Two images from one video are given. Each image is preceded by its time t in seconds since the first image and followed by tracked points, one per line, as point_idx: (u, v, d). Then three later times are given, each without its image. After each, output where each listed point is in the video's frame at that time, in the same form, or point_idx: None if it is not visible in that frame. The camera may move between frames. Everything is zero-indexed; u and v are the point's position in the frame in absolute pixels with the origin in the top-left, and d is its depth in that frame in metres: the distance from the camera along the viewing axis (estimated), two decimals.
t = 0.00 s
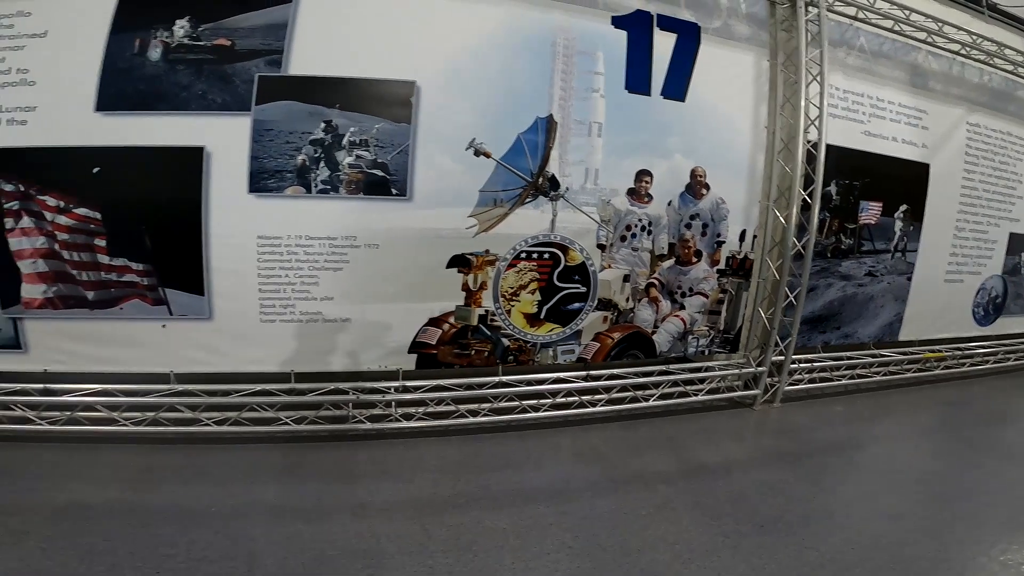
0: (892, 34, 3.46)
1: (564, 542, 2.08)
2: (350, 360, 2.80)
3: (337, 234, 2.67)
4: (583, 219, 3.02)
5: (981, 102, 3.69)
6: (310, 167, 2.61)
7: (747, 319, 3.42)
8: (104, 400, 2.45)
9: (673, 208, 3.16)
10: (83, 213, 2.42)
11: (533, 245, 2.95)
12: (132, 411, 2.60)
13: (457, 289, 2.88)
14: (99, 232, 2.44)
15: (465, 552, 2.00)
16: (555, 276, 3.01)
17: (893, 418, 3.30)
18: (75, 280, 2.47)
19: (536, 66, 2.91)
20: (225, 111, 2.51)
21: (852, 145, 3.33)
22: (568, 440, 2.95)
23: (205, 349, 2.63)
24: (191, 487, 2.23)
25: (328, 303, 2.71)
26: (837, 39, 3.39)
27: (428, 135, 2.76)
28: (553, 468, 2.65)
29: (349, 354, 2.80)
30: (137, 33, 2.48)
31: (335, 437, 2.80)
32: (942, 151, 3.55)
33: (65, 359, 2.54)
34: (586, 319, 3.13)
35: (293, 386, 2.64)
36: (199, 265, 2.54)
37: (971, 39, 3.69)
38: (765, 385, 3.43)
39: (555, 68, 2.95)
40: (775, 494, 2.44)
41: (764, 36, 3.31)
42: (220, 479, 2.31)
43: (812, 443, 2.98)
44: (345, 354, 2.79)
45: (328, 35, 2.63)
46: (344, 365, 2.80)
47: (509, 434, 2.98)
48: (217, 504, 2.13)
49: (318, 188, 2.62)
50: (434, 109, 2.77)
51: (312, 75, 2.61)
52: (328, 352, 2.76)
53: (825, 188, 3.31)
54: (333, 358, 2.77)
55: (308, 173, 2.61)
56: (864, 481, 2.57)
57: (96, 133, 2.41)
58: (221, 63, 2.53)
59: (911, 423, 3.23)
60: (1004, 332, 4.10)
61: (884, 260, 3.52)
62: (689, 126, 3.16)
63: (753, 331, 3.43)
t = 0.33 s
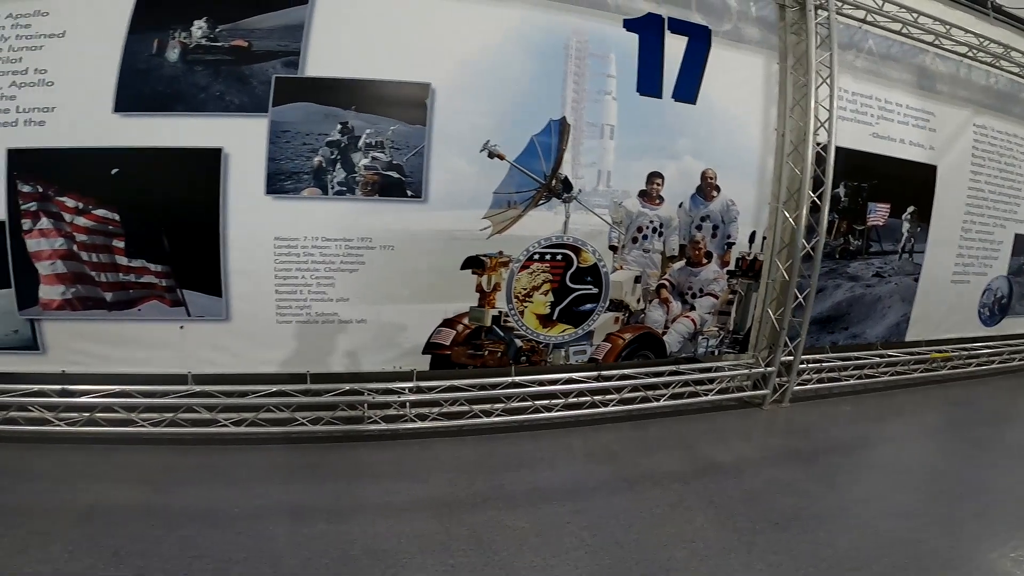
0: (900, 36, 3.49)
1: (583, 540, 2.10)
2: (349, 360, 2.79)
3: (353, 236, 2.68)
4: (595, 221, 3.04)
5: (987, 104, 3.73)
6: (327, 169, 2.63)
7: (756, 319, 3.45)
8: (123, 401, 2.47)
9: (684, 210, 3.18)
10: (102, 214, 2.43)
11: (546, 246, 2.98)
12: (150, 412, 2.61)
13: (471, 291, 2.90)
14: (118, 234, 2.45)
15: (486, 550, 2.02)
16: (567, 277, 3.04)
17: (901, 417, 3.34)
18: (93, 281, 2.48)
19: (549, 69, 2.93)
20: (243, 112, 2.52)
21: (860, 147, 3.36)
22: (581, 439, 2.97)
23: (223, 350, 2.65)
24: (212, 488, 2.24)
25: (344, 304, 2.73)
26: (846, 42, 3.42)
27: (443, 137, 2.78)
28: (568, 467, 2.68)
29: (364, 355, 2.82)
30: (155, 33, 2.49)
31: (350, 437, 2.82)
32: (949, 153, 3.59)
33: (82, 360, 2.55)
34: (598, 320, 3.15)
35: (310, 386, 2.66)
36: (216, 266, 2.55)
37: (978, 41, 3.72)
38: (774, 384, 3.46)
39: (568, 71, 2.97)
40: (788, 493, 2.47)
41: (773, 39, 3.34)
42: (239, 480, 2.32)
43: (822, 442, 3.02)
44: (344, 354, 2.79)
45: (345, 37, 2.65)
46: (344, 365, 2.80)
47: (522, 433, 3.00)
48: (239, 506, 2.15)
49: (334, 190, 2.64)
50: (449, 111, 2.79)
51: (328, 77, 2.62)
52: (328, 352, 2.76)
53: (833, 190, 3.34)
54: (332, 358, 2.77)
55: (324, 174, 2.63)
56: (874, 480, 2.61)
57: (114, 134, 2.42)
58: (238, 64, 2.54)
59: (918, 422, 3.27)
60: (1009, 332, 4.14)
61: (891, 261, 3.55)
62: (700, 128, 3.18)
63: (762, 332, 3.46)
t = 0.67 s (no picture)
0: (908, 38, 3.51)
1: (600, 538, 2.12)
2: (348, 359, 2.79)
3: (367, 237, 2.69)
4: (607, 222, 3.06)
5: (994, 105, 3.75)
6: (341, 170, 2.64)
7: (765, 319, 3.47)
8: (139, 402, 2.48)
9: (694, 211, 3.20)
10: (119, 215, 2.44)
11: (558, 247, 2.99)
12: (166, 413, 2.62)
13: (484, 292, 2.92)
14: (134, 235, 2.46)
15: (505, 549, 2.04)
16: (579, 278, 3.05)
17: (909, 417, 3.36)
18: (110, 282, 2.48)
19: (561, 70, 2.94)
20: (258, 113, 2.53)
21: (868, 148, 3.38)
22: (593, 439, 2.99)
23: (238, 351, 2.66)
24: (230, 490, 2.25)
25: (358, 305, 2.74)
26: (854, 44, 3.44)
27: (456, 138, 2.79)
28: (582, 466, 2.69)
29: (378, 356, 2.84)
30: (171, 33, 2.49)
31: (364, 438, 2.84)
32: (956, 154, 3.61)
33: (98, 360, 2.56)
34: (609, 320, 3.17)
35: (325, 387, 2.68)
36: (232, 267, 2.56)
37: (985, 43, 3.74)
38: (783, 384, 3.48)
39: (580, 72, 2.98)
40: (801, 491, 2.49)
41: (782, 41, 3.35)
42: (257, 481, 2.34)
43: (832, 441, 3.04)
44: (344, 354, 2.78)
45: (359, 39, 2.66)
46: (343, 365, 2.79)
47: (534, 433, 3.02)
48: (258, 508, 2.15)
49: (349, 191, 2.65)
50: (462, 113, 2.79)
51: (343, 79, 2.63)
52: (328, 351, 2.75)
53: (842, 190, 3.36)
54: (332, 357, 2.77)
55: (339, 175, 2.64)
56: (886, 479, 2.63)
57: (130, 134, 2.42)
58: (254, 64, 2.55)
59: (927, 422, 3.29)
60: (1015, 332, 4.17)
61: (899, 262, 3.58)
62: (710, 129, 3.20)
63: (771, 332, 3.48)
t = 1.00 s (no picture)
0: (916, 39, 3.54)
1: (618, 536, 2.13)
2: (349, 359, 2.78)
3: (381, 237, 2.70)
4: (619, 222, 3.07)
5: (1000, 106, 3.78)
6: (356, 169, 2.65)
7: (775, 319, 3.48)
8: (156, 402, 2.49)
9: (705, 211, 3.21)
10: (135, 214, 2.44)
11: (571, 247, 3.00)
12: (181, 413, 2.62)
13: (497, 291, 2.93)
14: (151, 234, 2.46)
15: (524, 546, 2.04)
16: (591, 278, 3.07)
17: (918, 416, 3.38)
18: (126, 281, 2.49)
19: (574, 71, 2.96)
20: (274, 112, 2.54)
21: (877, 149, 3.40)
22: (605, 437, 3.00)
23: (253, 350, 2.66)
24: (248, 490, 2.26)
25: (373, 304, 2.75)
26: (863, 46, 3.46)
27: (470, 139, 2.80)
28: (595, 464, 2.71)
29: (392, 355, 2.85)
30: (188, 32, 2.51)
31: (378, 437, 2.85)
32: (963, 155, 3.64)
33: (114, 359, 2.56)
34: (620, 320, 3.19)
35: (339, 386, 2.69)
36: (248, 266, 2.57)
37: (991, 44, 3.77)
38: (793, 383, 3.50)
39: (592, 73, 2.99)
40: (814, 490, 2.50)
41: (792, 42, 3.37)
42: (274, 481, 2.34)
43: (843, 440, 3.06)
44: (344, 354, 2.77)
45: (373, 38, 2.67)
46: (343, 365, 2.79)
47: (547, 432, 3.03)
48: (276, 508, 2.16)
49: (364, 190, 2.66)
50: (475, 113, 2.81)
51: (358, 78, 2.64)
52: (328, 351, 2.74)
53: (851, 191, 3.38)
54: (332, 357, 2.76)
55: (354, 174, 2.65)
56: (898, 478, 2.65)
57: (147, 133, 2.43)
58: (270, 63, 2.57)
59: (936, 421, 3.31)
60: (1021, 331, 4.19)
61: (907, 262, 3.60)
62: (720, 130, 3.21)
63: (780, 331, 3.50)
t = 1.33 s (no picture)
0: (924, 40, 3.56)
1: (637, 532, 2.14)
2: (360, 358, 2.78)
3: (396, 235, 2.71)
4: (631, 220, 3.08)
5: (1007, 105, 3.81)
6: (372, 168, 2.66)
7: (785, 317, 3.50)
8: (172, 401, 2.49)
9: (717, 210, 3.23)
10: (152, 212, 2.45)
11: (584, 245, 3.01)
12: (197, 412, 2.62)
13: (511, 289, 2.94)
14: (168, 232, 2.47)
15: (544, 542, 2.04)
16: (603, 276, 3.08)
17: (928, 413, 3.40)
18: (143, 280, 2.49)
19: (587, 71, 2.97)
20: (290, 110, 2.55)
21: (886, 149, 3.42)
22: (619, 435, 3.01)
23: (268, 349, 2.67)
24: (266, 489, 2.25)
25: (387, 303, 2.76)
26: (872, 46, 3.48)
27: (484, 137, 2.81)
28: (610, 461, 2.72)
29: (406, 353, 2.85)
30: (205, 30, 2.52)
31: (392, 436, 2.85)
32: (970, 154, 3.67)
33: (130, 358, 2.56)
34: (632, 318, 3.20)
35: (354, 385, 2.69)
36: (263, 264, 2.57)
37: (998, 44, 3.80)
38: (803, 381, 3.51)
39: (605, 73, 3.00)
40: (829, 486, 2.52)
41: (802, 42, 3.38)
42: (291, 479, 2.34)
43: (854, 437, 3.07)
44: (343, 354, 2.76)
45: (388, 37, 2.68)
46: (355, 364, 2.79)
47: (560, 430, 3.04)
48: (295, 507, 2.15)
49: (379, 189, 2.67)
50: (489, 112, 2.81)
51: (373, 77, 2.65)
52: (333, 350, 2.73)
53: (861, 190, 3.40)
54: (332, 357, 2.74)
55: (369, 173, 2.66)
56: (912, 475, 2.66)
57: (164, 131, 2.44)
58: (285, 61, 2.58)
59: (946, 418, 3.33)
60: None
61: (916, 260, 3.62)
62: (732, 130, 3.23)
63: (791, 329, 3.51)
